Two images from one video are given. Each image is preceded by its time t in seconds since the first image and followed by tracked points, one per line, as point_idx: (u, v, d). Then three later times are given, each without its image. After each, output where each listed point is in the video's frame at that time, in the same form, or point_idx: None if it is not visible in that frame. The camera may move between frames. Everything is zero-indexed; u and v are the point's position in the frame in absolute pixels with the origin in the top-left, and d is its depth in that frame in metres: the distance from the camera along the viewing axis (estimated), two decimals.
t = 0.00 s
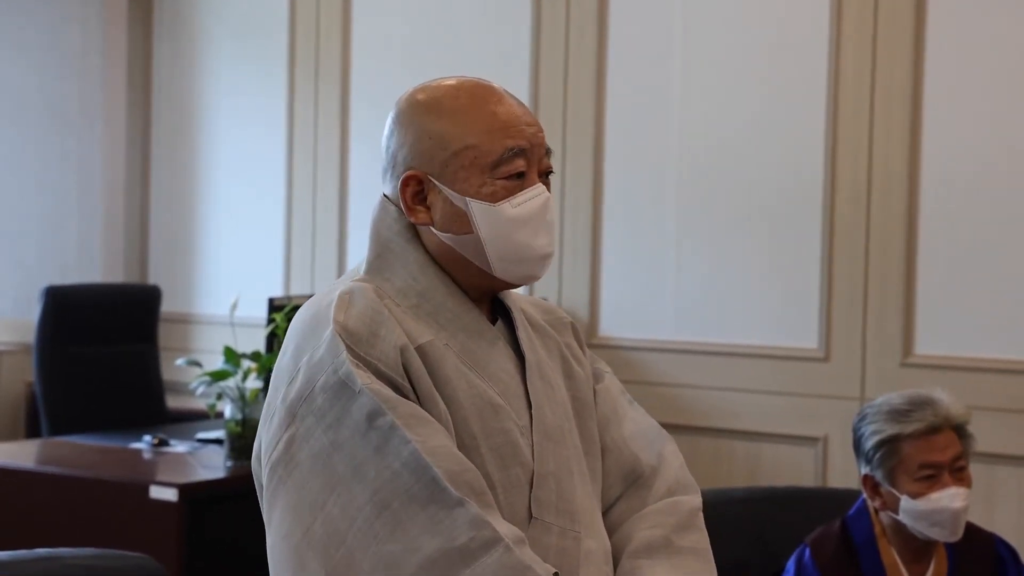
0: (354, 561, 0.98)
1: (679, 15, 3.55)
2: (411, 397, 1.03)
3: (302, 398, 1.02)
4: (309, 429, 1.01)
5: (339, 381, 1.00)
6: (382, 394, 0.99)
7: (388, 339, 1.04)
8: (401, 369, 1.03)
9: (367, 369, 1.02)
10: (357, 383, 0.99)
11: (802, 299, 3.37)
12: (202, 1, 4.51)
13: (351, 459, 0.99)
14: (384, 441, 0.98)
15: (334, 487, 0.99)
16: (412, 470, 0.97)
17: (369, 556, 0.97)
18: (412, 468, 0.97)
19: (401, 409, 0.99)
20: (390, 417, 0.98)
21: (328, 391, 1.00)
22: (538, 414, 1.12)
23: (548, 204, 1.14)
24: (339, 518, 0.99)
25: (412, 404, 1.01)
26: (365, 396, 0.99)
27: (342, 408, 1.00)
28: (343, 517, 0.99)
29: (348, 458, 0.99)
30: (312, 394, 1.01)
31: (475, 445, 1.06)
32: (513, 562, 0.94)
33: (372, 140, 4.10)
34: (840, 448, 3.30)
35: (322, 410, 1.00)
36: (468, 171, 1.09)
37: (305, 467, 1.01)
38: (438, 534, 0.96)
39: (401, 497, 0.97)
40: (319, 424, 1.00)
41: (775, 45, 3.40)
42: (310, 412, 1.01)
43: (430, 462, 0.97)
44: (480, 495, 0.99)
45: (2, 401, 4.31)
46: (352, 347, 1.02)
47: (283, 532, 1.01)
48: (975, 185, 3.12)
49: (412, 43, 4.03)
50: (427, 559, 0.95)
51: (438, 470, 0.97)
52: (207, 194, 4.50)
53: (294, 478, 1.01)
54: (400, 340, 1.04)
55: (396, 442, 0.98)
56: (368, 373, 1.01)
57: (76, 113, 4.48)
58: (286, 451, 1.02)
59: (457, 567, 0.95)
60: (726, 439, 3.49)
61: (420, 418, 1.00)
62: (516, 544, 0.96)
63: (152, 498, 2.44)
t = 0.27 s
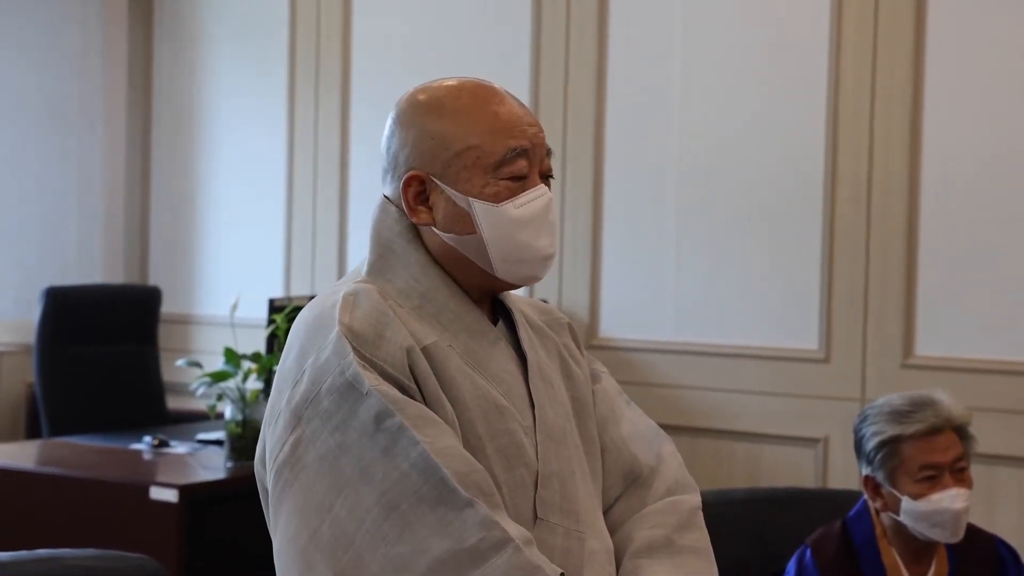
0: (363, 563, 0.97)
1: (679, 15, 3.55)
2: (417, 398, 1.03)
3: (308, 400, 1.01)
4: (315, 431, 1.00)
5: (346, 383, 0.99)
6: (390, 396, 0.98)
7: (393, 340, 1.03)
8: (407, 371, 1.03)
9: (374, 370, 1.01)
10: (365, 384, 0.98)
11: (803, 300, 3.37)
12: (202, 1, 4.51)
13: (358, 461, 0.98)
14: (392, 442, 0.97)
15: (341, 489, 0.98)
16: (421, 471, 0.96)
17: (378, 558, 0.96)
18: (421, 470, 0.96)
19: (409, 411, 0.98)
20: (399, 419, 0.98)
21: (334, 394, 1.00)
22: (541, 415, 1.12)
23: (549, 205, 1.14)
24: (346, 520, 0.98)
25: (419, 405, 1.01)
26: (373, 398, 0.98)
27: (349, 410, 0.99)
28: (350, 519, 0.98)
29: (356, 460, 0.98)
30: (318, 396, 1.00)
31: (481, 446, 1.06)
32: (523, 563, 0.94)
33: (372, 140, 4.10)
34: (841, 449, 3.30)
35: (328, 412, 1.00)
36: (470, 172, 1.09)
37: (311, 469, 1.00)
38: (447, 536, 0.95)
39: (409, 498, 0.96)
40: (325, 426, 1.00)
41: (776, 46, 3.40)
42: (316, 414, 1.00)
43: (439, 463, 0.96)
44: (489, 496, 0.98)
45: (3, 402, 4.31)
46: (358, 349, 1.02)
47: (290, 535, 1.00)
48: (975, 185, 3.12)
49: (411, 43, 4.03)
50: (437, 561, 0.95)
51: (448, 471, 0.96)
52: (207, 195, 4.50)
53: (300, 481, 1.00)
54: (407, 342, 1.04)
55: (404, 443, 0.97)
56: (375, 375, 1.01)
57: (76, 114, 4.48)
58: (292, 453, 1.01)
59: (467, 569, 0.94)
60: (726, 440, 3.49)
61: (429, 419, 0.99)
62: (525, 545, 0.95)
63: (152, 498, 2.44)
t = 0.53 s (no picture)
0: (366, 563, 0.97)
1: (678, 15, 3.56)
2: (419, 398, 1.02)
3: (310, 401, 1.01)
4: (317, 431, 1.00)
5: (348, 383, 0.99)
6: (392, 396, 0.98)
7: (395, 340, 1.03)
8: (409, 371, 1.03)
9: (375, 371, 1.01)
10: (368, 385, 0.98)
11: (802, 300, 3.37)
12: (202, 2, 4.51)
13: (361, 461, 0.98)
14: (395, 442, 0.97)
15: (344, 489, 0.98)
16: (424, 471, 0.96)
17: (381, 558, 0.96)
18: (424, 470, 0.96)
19: (411, 411, 0.98)
20: (401, 419, 0.97)
21: (337, 394, 0.99)
22: (542, 415, 1.12)
23: (549, 202, 1.14)
24: (349, 521, 0.98)
25: (421, 404, 1.01)
26: (376, 398, 0.98)
27: (351, 410, 0.99)
28: (353, 520, 0.98)
29: (358, 461, 0.98)
30: (320, 397, 1.00)
31: (483, 445, 1.06)
32: (527, 563, 0.94)
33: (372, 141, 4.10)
34: (841, 449, 3.30)
35: (330, 412, 0.99)
36: (471, 169, 1.09)
37: (313, 470, 1.00)
38: (450, 536, 0.95)
39: (412, 499, 0.96)
40: (328, 426, 0.99)
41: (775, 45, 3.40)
42: (318, 415, 1.00)
43: (442, 464, 0.96)
44: (492, 496, 0.98)
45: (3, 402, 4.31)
46: (360, 349, 1.01)
47: (292, 536, 1.00)
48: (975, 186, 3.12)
49: (411, 43, 4.03)
50: (440, 561, 0.95)
51: (451, 471, 0.96)
52: (207, 196, 4.50)
53: (302, 481, 1.00)
54: (408, 341, 1.04)
55: (407, 443, 0.97)
56: (376, 375, 1.01)
57: (76, 113, 4.48)
58: (294, 454, 1.01)
59: (470, 569, 0.94)
60: (726, 440, 3.49)
61: (431, 419, 0.99)
62: (528, 544, 0.95)
63: (152, 499, 2.44)
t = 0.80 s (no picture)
0: (367, 565, 0.97)
1: (678, 15, 3.56)
2: (420, 400, 1.02)
3: (311, 403, 1.00)
4: (318, 433, 1.00)
5: (349, 386, 0.99)
6: (393, 398, 0.98)
7: (396, 342, 1.03)
8: (410, 373, 1.02)
9: (376, 373, 1.01)
10: (368, 387, 0.98)
11: (802, 301, 3.37)
12: (202, 2, 4.51)
13: (362, 463, 0.98)
14: (396, 444, 0.97)
15: (345, 491, 0.98)
16: (425, 474, 0.96)
17: (382, 560, 0.96)
18: (424, 472, 0.96)
19: (412, 413, 0.98)
20: (402, 421, 0.97)
21: (338, 396, 0.99)
22: (543, 416, 1.12)
23: (553, 205, 1.14)
24: (350, 522, 0.98)
25: (422, 406, 1.01)
26: (376, 401, 0.98)
27: (352, 412, 0.98)
28: (354, 522, 0.98)
29: (359, 463, 0.98)
30: (321, 399, 1.00)
31: (484, 447, 1.06)
32: (527, 564, 0.93)
33: (372, 141, 4.10)
34: (841, 449, 3.30)
35: (331, 414, 0.99)
36: (475, 172, 1.08)
37: (314, 472, 0.99)
38: (451, 538, 0.95)
39: (413, 500, 0.96)
40: (328, 428, 0.99)
41: (775, 46, 3.40)
42: (319, 417, 1.00)
43: (443, 466, 0.96)
44: (492, 498, 0.98)
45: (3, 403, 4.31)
46: (361, 352, 1.01)
47: (294, 537, 1.00)
48: (975, 186, 3.12)
49: (411, 43, 4.04)
50: (441, 563, 0.95)
51: (452, 473, 0.96)
52: (207, 196, 4.50)
53: (303, 483, 1.00)
54: (409, 344, 1.03)
55: (408, 446, 0.97)
56: (377, 377, 1.00)
57: (76, 114, 4.48)
58: (295, 456, 1.00)
59: (472, 571, 0.94)
60: (726, 440, 3.49)
61: (432, 422, 0.99)
62: (529, 546, 0.95)
63: (152, 499, 2.44)
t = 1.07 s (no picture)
0: (370, 565, 0.95)
1: (678, 15, 3.56)
2: (425, 400, 1.01)
3: (315, 401, 0.99)
4: (322, 432, 0.99)
5: (353, 385, 0.98)
6: (397, 398, 0.97)
7: (401, 341, 1.02)
8: (414, 372, 1.01)
9: (380, 372, 1.00)
10: (372, 386, 0.97)
11: (802, 301, 3.37)
12: (202, 2, 4.51)
13: (365, 463, 0.97)
14: (399, 443, 0.96)
15: (348, 490, 0.97)
16: (428, 473, 0.95)
17: (384, 560, 0.95)
18: (427, 471, 0.95)
19: (416, 413, 0.97)
20: (405, 421, 0.96)
21: (341, 395, 0.98)
22: (548, 416, 1.11)
23: (562, 206, 1.14)
24: (353, 521, 0.96)
25: (426, 406, 0.99)
26: (379, 400, 0.96)
27: (356, 411, 0.97)
28: (357, 521, 0.96)
29: (362, 462, 0.97)
30: (325, 397, 0.99)
31: (488, 447, 1.05)
32: (529, 565, 0.92)
33: (372, 142, 4.10)
34: (841, 449, 3.30)
35: (335, 413, 0.98)
36: (486, 172, 1.08)
37: (318, 470, 0.98)
38: (453, 537, 0.93)
39: (416, 500, 0.95)
40: (332, 427, 0.98)
41: (775, 46, 3.40)
42: (323, 415, 0.99)
43: (447, 465, 0.95)
44: (496, 498, 0.97)
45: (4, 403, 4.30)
46: (366, 351, 1.00)
47: (299, 536, 0.99)
48: (975, 186, 3.12)
49: (411, 43, 4.04)
50: (443, 562, 0.93)
51: (455, 473, 0.95)
52: (207, 196, 4.50)
53: (307, 482, 0.99)
54: (414, 343, 1.02)
55: (411, 445, 0.95)
56: (381, 376, 0.99)
57: (77, 114, 4.48)
58: (299, 455, 1.00)
59: (473, 570, 0.92)
60: (727, 441, 3.49)
61: (437, 421, 0.98)
62: (531, 547, 0.94)
63: (153, 499, 2.44)
